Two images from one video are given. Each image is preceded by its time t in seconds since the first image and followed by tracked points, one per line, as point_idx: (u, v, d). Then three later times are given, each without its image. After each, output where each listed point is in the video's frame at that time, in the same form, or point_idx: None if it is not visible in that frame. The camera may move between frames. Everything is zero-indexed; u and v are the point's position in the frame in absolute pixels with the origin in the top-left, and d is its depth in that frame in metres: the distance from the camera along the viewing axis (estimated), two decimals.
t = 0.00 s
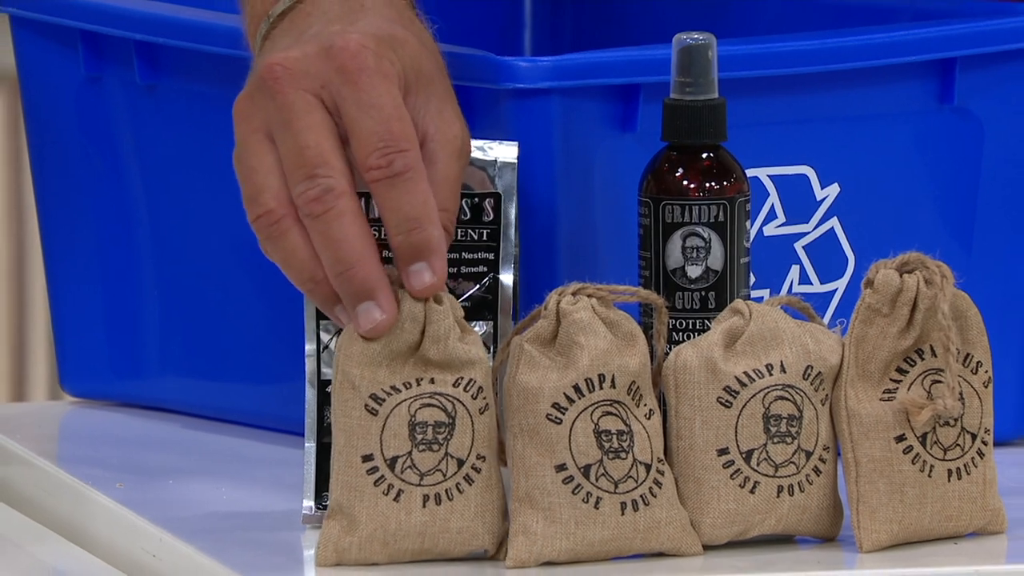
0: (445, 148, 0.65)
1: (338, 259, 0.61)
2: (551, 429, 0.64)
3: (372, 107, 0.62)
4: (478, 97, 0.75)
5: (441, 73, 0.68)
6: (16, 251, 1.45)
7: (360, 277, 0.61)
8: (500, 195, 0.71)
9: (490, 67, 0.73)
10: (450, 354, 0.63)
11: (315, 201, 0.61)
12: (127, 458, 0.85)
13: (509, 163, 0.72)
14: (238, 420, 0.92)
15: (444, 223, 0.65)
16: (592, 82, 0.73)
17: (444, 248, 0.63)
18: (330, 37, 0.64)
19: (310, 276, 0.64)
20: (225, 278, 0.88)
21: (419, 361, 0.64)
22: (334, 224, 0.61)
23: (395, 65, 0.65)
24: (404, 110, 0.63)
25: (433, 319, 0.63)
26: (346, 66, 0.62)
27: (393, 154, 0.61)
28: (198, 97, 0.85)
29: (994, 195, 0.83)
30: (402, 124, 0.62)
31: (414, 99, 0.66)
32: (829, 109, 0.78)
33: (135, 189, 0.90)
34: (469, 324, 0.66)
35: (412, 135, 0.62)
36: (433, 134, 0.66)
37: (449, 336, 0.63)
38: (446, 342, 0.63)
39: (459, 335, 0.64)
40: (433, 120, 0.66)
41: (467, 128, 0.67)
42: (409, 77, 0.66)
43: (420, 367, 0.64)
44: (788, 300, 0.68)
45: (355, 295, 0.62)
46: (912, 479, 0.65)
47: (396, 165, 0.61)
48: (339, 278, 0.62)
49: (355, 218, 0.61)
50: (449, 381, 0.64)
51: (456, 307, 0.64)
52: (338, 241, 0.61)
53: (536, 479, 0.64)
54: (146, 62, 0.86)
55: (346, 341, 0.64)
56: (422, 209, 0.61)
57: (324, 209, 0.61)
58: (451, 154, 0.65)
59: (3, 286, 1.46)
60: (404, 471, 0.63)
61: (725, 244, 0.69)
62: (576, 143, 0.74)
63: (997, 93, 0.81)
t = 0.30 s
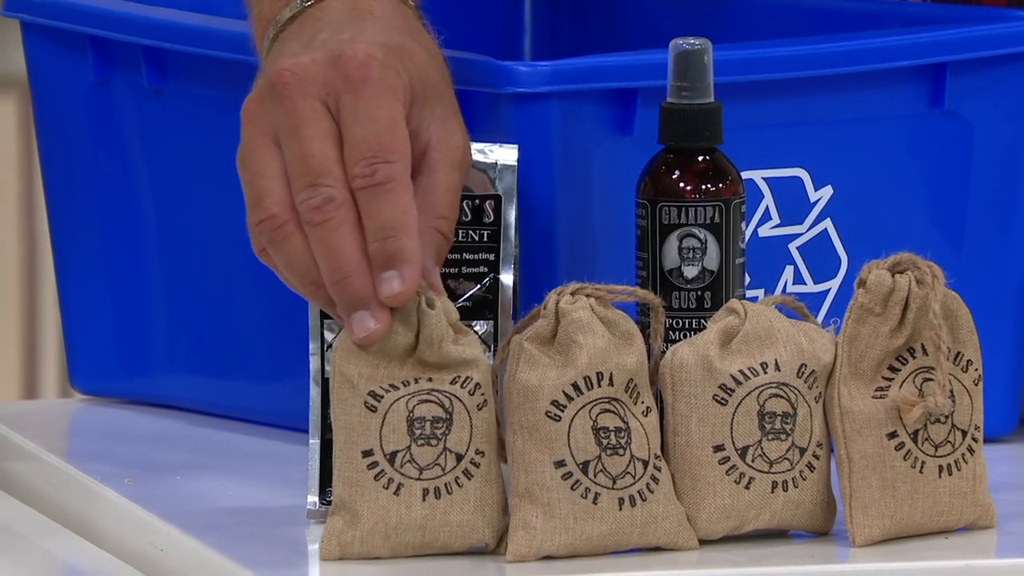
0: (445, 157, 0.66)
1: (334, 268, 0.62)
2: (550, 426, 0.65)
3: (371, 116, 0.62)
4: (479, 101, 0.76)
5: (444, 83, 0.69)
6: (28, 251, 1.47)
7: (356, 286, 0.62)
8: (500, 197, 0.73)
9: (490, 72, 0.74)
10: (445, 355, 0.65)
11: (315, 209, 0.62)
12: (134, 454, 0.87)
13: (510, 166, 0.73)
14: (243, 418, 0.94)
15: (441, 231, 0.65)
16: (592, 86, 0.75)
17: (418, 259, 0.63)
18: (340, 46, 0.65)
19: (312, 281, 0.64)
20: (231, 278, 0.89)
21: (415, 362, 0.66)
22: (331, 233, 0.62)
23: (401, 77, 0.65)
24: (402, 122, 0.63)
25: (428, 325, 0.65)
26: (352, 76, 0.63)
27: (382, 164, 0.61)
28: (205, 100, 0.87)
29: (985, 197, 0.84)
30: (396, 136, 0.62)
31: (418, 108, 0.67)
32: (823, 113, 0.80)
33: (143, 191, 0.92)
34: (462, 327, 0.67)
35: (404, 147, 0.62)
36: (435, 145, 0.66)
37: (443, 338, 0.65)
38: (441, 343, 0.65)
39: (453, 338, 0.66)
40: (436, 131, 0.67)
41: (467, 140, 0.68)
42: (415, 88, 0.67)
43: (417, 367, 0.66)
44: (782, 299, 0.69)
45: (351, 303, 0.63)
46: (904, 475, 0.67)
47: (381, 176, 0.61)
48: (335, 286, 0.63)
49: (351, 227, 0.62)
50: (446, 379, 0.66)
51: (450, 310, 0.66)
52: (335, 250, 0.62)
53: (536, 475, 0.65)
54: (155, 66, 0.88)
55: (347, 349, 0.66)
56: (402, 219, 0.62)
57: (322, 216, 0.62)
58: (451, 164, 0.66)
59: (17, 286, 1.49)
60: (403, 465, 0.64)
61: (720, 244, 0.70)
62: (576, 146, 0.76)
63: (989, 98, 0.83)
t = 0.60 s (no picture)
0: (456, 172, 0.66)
1: (349, 278, 0.64)
2: (550, 426, 0.66)
3: (397, 124, 0.63)
4: (479, 102, 0.76)
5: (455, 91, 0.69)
6: (30, 250, 1.48)
7: (369, 298, 0.64)
8: (501, 197, 0.73)
9: (489, 72, 0.75)
10: (440, 362, 0.66)
11: (335, 220, 0.63)
12: (135, 454, 0.87)
13: (509, 166, 0.74)
14: (244, 417, 0.94)
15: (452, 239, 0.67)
16: (592, 86, 0.75)
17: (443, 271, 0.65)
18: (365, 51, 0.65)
19: (326, 289, 0.65)
20: (232, 278, 0.89)
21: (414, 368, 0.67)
22: (349, 245, 0.63)
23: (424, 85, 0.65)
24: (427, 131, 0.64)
25: (422, 331, 0.65)
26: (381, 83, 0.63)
27: (411, 172, 0.62)
28: (206, 101, 0.87)
29: (985, 197, 0.84)
30: (423, 144, 0.63)
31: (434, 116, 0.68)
32: (822, 113, 0.80)
33: (145, 191, 0.92)
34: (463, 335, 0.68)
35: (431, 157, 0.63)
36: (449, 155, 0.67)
37: (437, 345, 0.66)
38: (435, 351, 0.66)
39: (450, 345, 0.67)
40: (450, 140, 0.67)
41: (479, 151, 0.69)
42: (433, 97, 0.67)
43: (415, 373, 0.66)
44: (782, 299, 0.70)
45: (361, 314, 0.65)
46: (903, 475, 0.67)
47: (412, 185, 0.62)
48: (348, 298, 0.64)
49: (369, 240, 0.63)
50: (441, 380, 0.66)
51: (445, 317, 0.66)
52: (354, 262, 0.63)
53: (536, 474, 0.66)
54: (155, 67, 0.88)
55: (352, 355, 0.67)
56: (428, 231, 0.63)
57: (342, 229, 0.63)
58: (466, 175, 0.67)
59: (17, 286, 1.49)
60: (394, 459, 0.65)
61: (720, 245, 0.70)
62: (576, 146, 0.76)
63: (988, 98, 0.83)
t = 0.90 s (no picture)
0: (416, 115, 0.62)
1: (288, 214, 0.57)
2: (550, 425, 0.66)
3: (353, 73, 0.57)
4: (479, 101, 0.76)
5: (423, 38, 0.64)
6: (30, 250, 1.48)
7: (314, 230, 0.59)
8: (500, 197, 0.73)
9: (489, 73, 0.75)
10: (369, 292, 0.63)
11: (281, 150, 0.56)
12: (135, 454, 0.87)
13: (509, 166, 0.74)
14: (244, 417, 0.94)
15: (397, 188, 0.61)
16: (592, 86, 0.75)
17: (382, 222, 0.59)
18: None
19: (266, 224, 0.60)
20: (232, 277, 0.89)
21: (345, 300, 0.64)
22: (295, 175, 0.56)
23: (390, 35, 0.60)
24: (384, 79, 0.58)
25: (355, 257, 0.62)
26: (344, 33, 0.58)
27: (355, 118, 0.56)
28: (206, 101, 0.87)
29: (985, 197, 0.84)
30: (374, 94, 0.57)
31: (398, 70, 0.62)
32: (821, 113, 0.80)
33: (144, 190, 0.92)
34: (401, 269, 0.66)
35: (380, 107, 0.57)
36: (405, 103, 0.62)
37: (368, 273, 0.63)
38: (365, 280, 0.63)
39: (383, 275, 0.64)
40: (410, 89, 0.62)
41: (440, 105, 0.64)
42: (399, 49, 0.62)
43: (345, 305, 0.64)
44: (782, 299, 0.70)
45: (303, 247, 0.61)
46: (903, 475, 0.67)
47: (356, 129, 0.56)
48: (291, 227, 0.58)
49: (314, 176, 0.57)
50: (368, 320, 0.63)
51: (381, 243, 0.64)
52: (295, 197, 0.57)
53: (536, 474, 0.66)
54: (155, 67, 0.88)
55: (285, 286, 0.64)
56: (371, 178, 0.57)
57: (290, 160, 0.56)
58: (420, 125, 0.62)
59: (17, 286, 1.49)
60: (312, 401, 0.63)
61: (720, 245, 0.70)
62: (575, 146, 0.76)
63: (988, 98, 0.83)
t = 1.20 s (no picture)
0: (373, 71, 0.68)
1: (237, 173, 0.61)
2: (550, 425, 0.66)
3: (320, 13, 0.62)
4: (480, 102, 0.77)
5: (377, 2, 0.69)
6: (31, 249, 1.48)
7: (262, 188, 0.63)
8: (501, 197, 0.73)
9: (489, 73, 0.75)
10: (320, 242, 0.65)
11: (216, 114, 0.60)
12: (135, 453, 0.87)
13: (509, 166, 0.73)
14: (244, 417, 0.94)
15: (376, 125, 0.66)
16: (593, 86, 0.75)
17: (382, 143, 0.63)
18: None
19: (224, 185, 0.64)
20: (232, 277, 0.89)
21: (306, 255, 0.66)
22: (235, 138, 0.60)
23: None
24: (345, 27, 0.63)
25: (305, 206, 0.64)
26: None
27: (341, 45, 0.61)
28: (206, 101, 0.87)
29: (985, 197, 0.84)
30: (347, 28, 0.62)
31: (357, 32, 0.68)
32: (821, 113, 0.80)
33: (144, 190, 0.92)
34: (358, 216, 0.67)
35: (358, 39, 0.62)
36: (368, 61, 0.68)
37: (316, 221, 0.64)
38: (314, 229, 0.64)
39: (335, 222, 0.65)
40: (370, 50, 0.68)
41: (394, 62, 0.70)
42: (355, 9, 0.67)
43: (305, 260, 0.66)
44: (782, 299, 0.70)
45: (258, 204, 0.64)
46: (903, 475, 0.67)
47: (343, 56, 0.61)
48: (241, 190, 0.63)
49: (255, 131, 0.61)
50: (322, 270, 0.65)
51: (335, 193, 0.65)
52: (240, 158, 0.61)
53: (536, 474, 0.66)
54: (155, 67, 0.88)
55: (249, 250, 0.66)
56: (364, 104, 0.62)
57: (226, 124, 0.60)
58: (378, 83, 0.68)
59: (17, 286, 1.49)
60: (274, 355, 0.65)
61: (720, 244, 0.70)
62: (575, 146, 0.76)
63: (988, 98, 0.83)
